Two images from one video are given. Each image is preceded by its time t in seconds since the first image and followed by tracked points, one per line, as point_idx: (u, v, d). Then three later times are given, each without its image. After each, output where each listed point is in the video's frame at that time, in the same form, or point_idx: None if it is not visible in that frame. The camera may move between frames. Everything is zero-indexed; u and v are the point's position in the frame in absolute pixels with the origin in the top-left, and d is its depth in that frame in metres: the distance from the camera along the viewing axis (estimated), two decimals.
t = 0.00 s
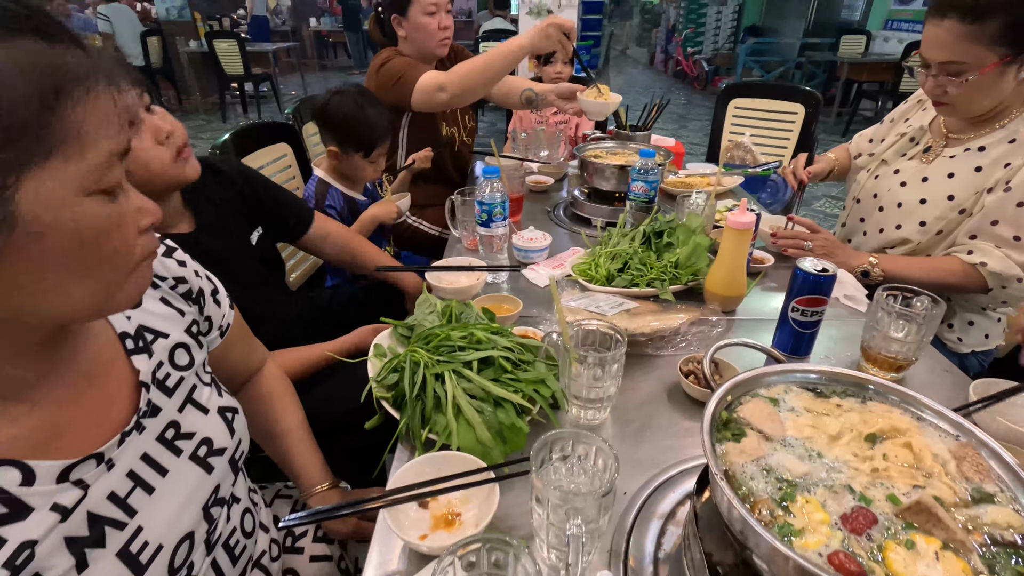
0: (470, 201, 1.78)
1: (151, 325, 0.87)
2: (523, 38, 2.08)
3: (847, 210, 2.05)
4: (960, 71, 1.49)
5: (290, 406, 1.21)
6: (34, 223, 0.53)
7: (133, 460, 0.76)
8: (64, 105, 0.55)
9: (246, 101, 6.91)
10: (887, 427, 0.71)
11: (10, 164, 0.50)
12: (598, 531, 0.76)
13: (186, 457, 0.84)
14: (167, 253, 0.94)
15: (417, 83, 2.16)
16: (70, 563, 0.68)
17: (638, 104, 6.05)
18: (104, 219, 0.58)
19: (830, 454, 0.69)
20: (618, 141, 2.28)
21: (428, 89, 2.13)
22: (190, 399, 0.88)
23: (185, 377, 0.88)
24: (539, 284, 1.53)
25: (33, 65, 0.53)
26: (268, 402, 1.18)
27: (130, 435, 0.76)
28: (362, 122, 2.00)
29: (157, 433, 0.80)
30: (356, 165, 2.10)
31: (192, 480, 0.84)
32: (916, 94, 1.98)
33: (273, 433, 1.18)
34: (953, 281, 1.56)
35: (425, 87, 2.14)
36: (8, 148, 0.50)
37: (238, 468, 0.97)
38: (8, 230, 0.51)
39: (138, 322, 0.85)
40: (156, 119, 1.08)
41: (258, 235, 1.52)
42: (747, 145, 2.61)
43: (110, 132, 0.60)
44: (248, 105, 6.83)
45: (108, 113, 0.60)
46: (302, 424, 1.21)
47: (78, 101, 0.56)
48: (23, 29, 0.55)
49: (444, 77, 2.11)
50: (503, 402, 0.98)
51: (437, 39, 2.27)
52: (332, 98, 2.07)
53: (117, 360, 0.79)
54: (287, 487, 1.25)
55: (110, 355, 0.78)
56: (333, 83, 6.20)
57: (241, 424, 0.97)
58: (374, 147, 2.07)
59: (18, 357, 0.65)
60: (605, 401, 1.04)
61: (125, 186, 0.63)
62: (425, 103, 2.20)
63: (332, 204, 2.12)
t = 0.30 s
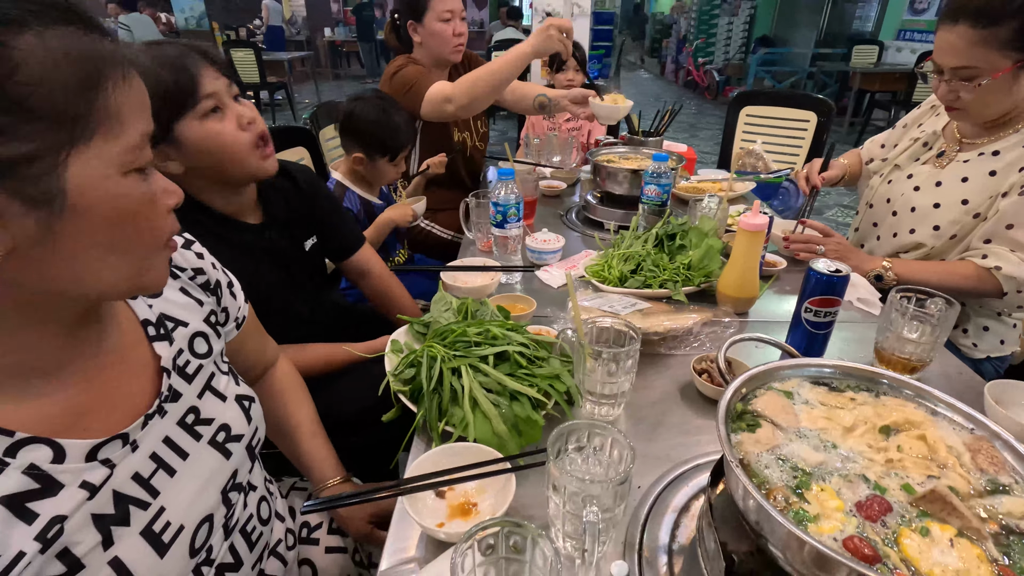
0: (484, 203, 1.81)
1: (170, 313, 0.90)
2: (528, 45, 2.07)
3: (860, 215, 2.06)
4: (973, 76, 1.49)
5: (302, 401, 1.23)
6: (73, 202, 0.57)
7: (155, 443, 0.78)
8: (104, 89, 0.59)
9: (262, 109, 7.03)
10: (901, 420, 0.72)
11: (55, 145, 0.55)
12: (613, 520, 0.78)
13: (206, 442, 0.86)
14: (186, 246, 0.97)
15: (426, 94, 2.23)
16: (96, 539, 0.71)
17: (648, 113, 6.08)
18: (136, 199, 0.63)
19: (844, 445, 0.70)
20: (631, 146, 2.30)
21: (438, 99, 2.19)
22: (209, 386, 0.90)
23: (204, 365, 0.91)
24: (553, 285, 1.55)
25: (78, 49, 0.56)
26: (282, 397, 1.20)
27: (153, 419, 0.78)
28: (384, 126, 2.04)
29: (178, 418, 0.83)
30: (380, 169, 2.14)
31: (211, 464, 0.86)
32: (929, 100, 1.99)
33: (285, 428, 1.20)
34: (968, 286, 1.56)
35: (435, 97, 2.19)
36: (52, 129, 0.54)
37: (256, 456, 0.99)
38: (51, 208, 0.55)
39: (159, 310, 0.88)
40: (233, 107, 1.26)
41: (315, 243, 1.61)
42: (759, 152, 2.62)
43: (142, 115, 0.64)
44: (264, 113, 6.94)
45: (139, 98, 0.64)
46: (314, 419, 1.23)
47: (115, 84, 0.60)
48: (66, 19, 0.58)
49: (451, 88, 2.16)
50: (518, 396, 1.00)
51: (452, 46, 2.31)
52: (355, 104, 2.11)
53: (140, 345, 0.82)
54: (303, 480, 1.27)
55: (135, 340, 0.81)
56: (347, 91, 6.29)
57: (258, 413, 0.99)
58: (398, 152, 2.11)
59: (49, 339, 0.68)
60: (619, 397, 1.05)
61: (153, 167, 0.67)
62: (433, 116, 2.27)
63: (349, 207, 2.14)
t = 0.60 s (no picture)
0: (494, 206, 1.83)
1: (194, 306, 0.93)
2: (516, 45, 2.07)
3: (869, 221, 2.05)
4: (980, 81, 1.50)
5: (318, 394, 1.25)
6: (97, 192, 0.59)
7: (175, 431, 0.80)
8: (128, 80, 0.61)
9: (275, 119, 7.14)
10: (911, 413, 0.72)
11: (76, 135, 0.56)
12: (624, 512, 0.78)
13: (224, 432, 0.88)
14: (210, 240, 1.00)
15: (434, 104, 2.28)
16: (118, 522, 0.72)
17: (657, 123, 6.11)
18: (159, 191, 0.65)
19: (855, 437, 0.70)
20: (640, 152, 2.32)
21: (446, 110, 2.24)
22: (228, 378, 0.92)
23: (224, 357, 0.93)
24: (562, 287, 1.56)
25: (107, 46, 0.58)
26: (299, 390, 1.22)
27: (174, 407, 0.80)
28: (396, 128, 2.07)
29: (198, 407, 0.85)
30: (391, 171, 2.17)
31: (228, 454, 0.87)
32: (939, 106, 1.99)
33: (302, 421, 1.21)
34: (979, 290, 1.55)
35: (443, 108, 2.24)
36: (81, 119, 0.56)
37: (270, 449, 1.00)
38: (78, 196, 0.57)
39: (183, 302, 0.91)
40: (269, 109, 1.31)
41: (326, 244, 1.63)
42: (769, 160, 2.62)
43: (167, 108, 0.66)
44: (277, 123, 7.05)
45: (163, 92, 0.65)
46: (330, 413, 1.24)
47: (140, 77, 0.62)
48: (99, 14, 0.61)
49: (458, 98, 2.20)
50: (529, 391, 1.01)
51: (461, 52, 2.34)
52: (369, 108, 2.15)
53: (162, 334, 0.84)
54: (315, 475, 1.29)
55: (159, 330, 0.84)
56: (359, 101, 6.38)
57: (273, 405, 1.01)
58: (410, 155, 2.14)
59: (80, 327, 0.71)
60: (629, 394, 1.06)
61: (177, 160, 0.69)
62: (443, 122, 2.32)
63: (364, 210, 2.20)
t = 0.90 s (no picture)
0: (500, 204, 1.83)
1: (203, 290, 0.94)
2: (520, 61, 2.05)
3: (877, 222, 2.04)
4: (989, 77, 1.49)
5: (323, 386, 1.25)
6: (59, 160, 0.56)
7: (183, 412, 0.81)
8: (96, 44, 0.58)
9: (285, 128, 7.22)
10: (921, 397, 0.71)
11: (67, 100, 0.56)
12: (627, 497, 0.78)
13: (230, 416, 0.88)
14: (221, 226, 1.01)
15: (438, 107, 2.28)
16: (123, 498, 0.73)
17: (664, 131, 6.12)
18: (130, 163, 0.61)
19: (863, 420, 0.70)
20: (646, 152, 2.32)
21: (447, 118, 2.24)
22: (236, 362, 0.93)
23: (231, 341, 0.94)
24: (568, 283, 1.55)
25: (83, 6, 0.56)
26: (304, 381, 1.22)
27: (182, 387, 0.81)
28: (403, 127, 2.09)
29: (206, 389, 0.85)
30: (400, 170, 2.18)
31: (234, 437, 0.88)
32: (947, 106, 1.98)
33: (306, 412, 1.21)
34: (991, 289, 1.53)
35: (445, 115, 2.24)
36: (44, 81, 0.55)
37: (275, 435, 1.00)
38: (35, 161, 0.55)
39: (193, 286, 0.92)
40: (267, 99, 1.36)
41: (320, 236, 1.65)
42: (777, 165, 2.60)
43: (169, 81, 0.65)
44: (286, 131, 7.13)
45: (146, 60, 0.62)
46: (335, 405, 1.24)
47: (114, 44, 0.59)
48: None
49: (459, 106, 2.19)
50: (533, 380, 1.00)
51: (466, 53, 2.36)
52: (377, 107, 2.17)
53: (172, 315, 0.85)
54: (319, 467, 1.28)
55: (166, 310, 0.85)
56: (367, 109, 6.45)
57: (280, 391, 1.01)
58: (417, 153, 2.15)
59: (87, 303, 0.71)
60: (634, 385, 1.04)
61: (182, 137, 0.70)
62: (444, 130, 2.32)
63: (371, 208, 2.22)
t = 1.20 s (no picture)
0: (507, 205, 1.84)
1: (210, 277, 0.98)
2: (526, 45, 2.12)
3: (883, 227, 2.03)
4: (991, 78, 1.49)
5: (327, 379, 1.26)
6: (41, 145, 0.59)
7: (188, 396, 0.84)
8: (80, 24, 0.59)
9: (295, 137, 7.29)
10: (929, 390, 0.71)
11: (77, 89, 0.60)
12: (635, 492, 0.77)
13: (237, 402, 0.91)
14: (226, 216, 1.06)
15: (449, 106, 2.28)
16: (129, 479, 0.76)
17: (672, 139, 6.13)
18: (111, 146, 0.62)
19: (868, 410, 0.70)
20: (653, 156, 2.33)
21: (457, 114, 2.24)
22: (242, 349, 0.97)
23: (239, 330, 0.98)
24: (574, 283, 1.55)
25: None
26: (307, 375, 1.23)
27: (188, 371, 0.85)
28: (414, 131, 2.11)
29: (212, 374, 0.89)
30: (408, 173, 2.19)
31: (240, 424, 0.90)
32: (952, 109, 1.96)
33: (311, 406, 1.22)
34: (1000, 291, 1.52)
35: (456, 112, 2.24)
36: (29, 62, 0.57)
37: (283, 424, 1.03)
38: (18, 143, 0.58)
39: (200, 273, 0.97)
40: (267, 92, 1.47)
41: (309, 225, 1.68)
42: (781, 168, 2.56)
43: (176, 72, 0.68)
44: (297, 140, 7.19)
45: (133, 39, 0.63)
46: (338, 398, 1.26)
47: (96, 23, 0.60)
48: None
49: (469, 101, 2.19)
50: (539, 376, 1.00)
51: (476, 57, 2.40)
52: (388, 110, 2.19)
53: (181, 301, 0.91)
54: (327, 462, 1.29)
55: (175, 296, 0.90)
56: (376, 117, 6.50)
57: (287, 381, 1.04)
58: (425, 157, 2.18)
59: (90, 285, 0.76)
60: (640, 381, 1.05)
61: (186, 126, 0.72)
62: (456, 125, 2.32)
63: (379, 210, 2.24)
